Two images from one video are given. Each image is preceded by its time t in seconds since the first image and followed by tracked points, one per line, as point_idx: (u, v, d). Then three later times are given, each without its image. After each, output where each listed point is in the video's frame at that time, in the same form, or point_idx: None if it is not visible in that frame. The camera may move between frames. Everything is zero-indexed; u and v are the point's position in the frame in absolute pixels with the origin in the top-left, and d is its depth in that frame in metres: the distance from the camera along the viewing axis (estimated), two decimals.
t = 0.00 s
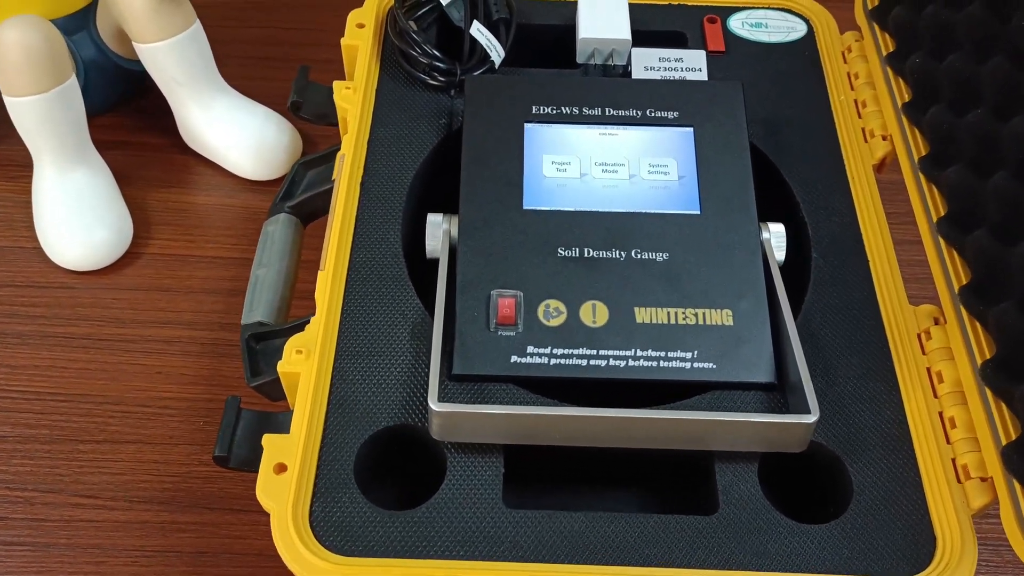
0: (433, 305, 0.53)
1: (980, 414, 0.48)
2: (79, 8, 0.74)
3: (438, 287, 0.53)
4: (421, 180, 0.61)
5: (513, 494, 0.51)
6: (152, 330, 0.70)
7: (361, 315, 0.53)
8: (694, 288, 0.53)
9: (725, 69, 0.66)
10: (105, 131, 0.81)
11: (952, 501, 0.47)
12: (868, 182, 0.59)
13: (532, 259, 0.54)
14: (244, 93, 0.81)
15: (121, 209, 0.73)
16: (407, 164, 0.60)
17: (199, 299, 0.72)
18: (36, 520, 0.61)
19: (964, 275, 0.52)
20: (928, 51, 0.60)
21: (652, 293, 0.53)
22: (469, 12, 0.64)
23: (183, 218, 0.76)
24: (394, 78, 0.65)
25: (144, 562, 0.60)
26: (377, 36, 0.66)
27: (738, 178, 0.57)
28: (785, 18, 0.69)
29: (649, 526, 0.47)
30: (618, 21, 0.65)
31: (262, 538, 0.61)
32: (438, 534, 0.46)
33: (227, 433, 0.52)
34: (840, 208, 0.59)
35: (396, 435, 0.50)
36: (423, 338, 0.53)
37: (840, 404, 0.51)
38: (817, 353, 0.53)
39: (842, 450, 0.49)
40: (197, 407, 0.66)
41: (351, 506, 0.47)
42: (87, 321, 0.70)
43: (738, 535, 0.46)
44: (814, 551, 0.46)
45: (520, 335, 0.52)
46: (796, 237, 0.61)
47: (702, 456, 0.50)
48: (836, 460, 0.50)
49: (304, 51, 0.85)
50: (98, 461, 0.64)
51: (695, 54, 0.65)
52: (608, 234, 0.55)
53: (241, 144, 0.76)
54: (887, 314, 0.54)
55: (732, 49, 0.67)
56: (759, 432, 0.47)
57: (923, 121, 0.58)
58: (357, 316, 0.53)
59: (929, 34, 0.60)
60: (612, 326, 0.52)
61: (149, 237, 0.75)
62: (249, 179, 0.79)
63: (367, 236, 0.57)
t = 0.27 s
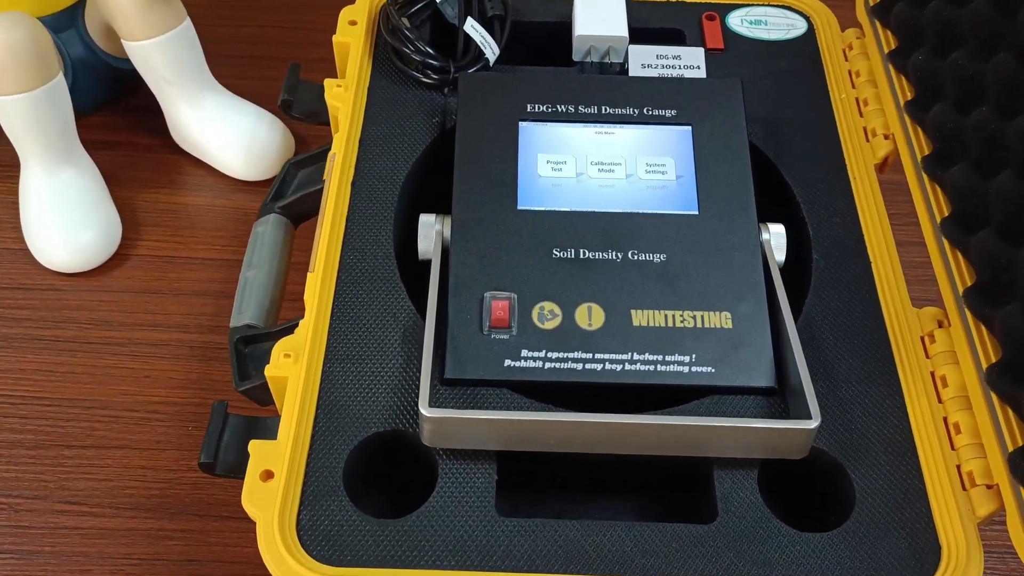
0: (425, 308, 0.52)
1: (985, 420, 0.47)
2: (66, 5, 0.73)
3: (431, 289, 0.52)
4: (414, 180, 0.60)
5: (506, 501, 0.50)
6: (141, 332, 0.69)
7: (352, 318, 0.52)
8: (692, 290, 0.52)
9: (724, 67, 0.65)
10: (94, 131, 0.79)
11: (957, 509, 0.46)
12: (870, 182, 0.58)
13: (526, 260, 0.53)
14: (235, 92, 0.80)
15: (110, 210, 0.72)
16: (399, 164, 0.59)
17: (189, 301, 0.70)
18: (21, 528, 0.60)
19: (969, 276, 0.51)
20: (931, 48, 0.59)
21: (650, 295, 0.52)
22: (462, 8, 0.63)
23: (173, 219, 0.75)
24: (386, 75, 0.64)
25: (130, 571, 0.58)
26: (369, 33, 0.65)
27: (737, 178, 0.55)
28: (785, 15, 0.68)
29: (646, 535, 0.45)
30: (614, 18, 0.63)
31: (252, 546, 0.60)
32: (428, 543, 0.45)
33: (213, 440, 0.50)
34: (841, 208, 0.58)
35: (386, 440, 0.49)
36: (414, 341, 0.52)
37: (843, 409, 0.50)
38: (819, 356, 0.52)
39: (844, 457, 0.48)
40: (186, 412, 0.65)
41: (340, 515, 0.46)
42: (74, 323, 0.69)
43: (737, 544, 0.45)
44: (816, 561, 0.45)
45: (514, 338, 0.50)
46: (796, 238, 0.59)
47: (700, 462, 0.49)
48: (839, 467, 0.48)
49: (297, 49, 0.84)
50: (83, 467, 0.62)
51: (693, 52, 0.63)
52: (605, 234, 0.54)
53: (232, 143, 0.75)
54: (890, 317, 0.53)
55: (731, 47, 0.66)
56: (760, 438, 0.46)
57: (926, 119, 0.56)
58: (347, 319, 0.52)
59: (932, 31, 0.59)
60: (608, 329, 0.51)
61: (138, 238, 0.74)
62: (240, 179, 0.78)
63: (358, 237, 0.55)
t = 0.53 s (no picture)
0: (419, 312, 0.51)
1: (992, 427, 0.45)
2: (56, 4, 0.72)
3: (424, 292, 0.51)
4: (408, 181, 0.59)
5: (501, 510, 0.48)
6: (130, 336, 0.67)
7: (343, 323, 0.51)
8: (691, 293, 0.51)
9: (724, 66, 0.64)
10: (85, 131, 0.78)
11: (963, 519, 0.45)
12: (873, 183, 0.57)
13: (522, 263, 0.52)
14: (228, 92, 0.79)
15: (100, 212, 0.71)
16: (393, 164, 0.58)
17: (180, 304, 0.69)
18: (7, 535, 0.58)
19: (974, 279, 0.49)
20: (935, 47, 0.57)
21: (648, 299, 0.51)
22: (458, 6, 0.61)
23: (165, 220, 0.74)
24: (380, 74, 0.62)
25: None
26: (363, 32, 0.64)
27: (737, 179, 0.54)
28: (786, 13, 0.67)
29: (644, 547, 0.44)
30: (612, 16, 0.62)
31: (242, 554, 0.58)
32: (421, 554, 0.44)
33: (201, 446, 0.49)
34: (844, 210, 0.56)
35: (378, 448, 0.48)
36: (407, 346, 0.50)
37: (846, 416, 0.49)
38: (821, 361, 0.50)
39: (847, 465, 0.47)
40: (176, 417, 0.64)
41: (330, 524, 0.44)
42: (63, 327, 0.68)
43: (738, 555, 0.44)
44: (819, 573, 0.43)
45: (509, 343, 0.49)
46: (798, 240, 0.58)
47: (700, 470, 0.48)
48: (842, 475, 0.47)
49: (291, 49, 0.83)
50: (71, 473, 0.61)
51: (693, 50, 0.62)
52: (602, 237, 0.53)
53: (224, 144, 0.74)
54: (894, 322, 0.52)
55: (731, 46, 0.65)
56: (761, 446, 0.45)
57: (931, 119, 0.55)
58: (338, 323, 0.51)
59: (936, 30, 0.58)
60: (606, 334, 0.50)
61: (129, 240, 0.72)
62: (232, 181, 0.76)
63: (350, 239, 0.54)
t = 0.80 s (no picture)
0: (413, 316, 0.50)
1: (1000, 434, 0.44)
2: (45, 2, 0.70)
3: (418, 296, 0.50)
4: (402, 182, 0.58)
5: (497, 520, 0.47)
6: (121, 340, 0.66)
7: (335, 327, 0.50)
8: (692, 297, 0.50)
9: (725, 65, 0.63)
10: (76, 132, 0.77)
11: (971, 529, 0.43)
12: (878, 184, 0.56)
13: (519, 266, 0.50)
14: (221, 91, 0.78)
15: (90, 213, 0.70)
16: (387, 165, 0.56)
17: (172, 307, 0.68)
18: None
19: (981, 283, 0.48)
20: (941, 45, 0.56)
21: (647, 303, 0.49)
22: (454, 3, 0.60)
23: (156, 222, 0.73)
24: (374, 73, 0.61)
25: None
26: (357, 30, 0.62)
27: (739, 181, 0.53)
28: (788, 12, 0.66)
29: (644, 558, 0.43)
30: (611, 14, 0.61)
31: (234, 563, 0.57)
32: (414, 564, 0.43)
33: (190, 453, 0.48)
34: (848, 212, 0.55)
35: (371, 455, 0.47)
36: (401, 351, 0.49)
37: (850, 423, 0.47)
38: (824, 367, 0.49)
39: (852, 473, 0.46)
40: (166, 423, 0.63)
41: (320, 535, 0.43)
42: (53, 331, 0.66)
43: (741, 566, 0.43)
44: None
45: (505, 348, 0.48)
46: (801, 242, 0.57)
47: (701, 479, 0.47)
48: (846, 484, 0.46)
49: (285, 48, 0.81)
50: (60, 480, 0.60)
51: (693, 49, 0.61)
52: (600, 239, 0.51)
53: (217, 144, 0.73)
54: (899, 326, 0.50)
55: (732, 44, 0.64)
56: (764, 454, 0.44)
57: (936, 119, 0.54)
58: (330, 327, 0.50)
59: (941, 28, 0.56)
60: (605, 339, 0.48)
61: (120, 242, 0.71)
62: (225, 182, 0.75)
63: (343, 242, 0.53)
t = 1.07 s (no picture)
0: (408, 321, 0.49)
1: (1010, 443, 0.43)
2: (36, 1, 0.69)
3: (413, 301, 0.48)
4: (397, 184, 0.57)
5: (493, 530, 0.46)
6: (112, 344, 0.65)
7: (328, 333, 0.49)
8: (693, 302, 0.49)
9: (726, 65, 0.61)
10: (68, 132, 0.76)
11: (979, 540, 0.42)
12: (882, 186, 0.55)
13: (516, 270, 0.49)
14: (215, 91, 0.76)
15: (82, 216, 0.69)
16: (382, 167, 0.55)
17: (164, 311, 0.67)
18: None
19: (989, 289, 0.47)
20: (947, 44, 0.55)
21: (648, 308, 0.48)
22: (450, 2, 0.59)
23: (149, 224, 0.72)
24: (370, 73, 0.60)
25: None
26: (352, 29, 0.61)
27: (741, 183, 0.52)
28: (791, 10, 0.65)
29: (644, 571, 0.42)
30: (611, 13, 0.60)
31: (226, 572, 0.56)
32: None
33: (180, 461, 0.47)
34: (852, 215, 0.54)
35: (365, 464, 0.46)
36: (396, 357, 0.48)
37: (856, 431, 0.46)
38: (829, 373, 0.48)
39: (857, 482, 0.45)
40: (158, 429, 0.62)
41: (313, 546, 0.42)
42: (42, 335, 0.65)
43: None
44: None
45: (503, 354, 0.47)
46: (804, 245, 0.56)
47: (702, 488, 0.45)
48: (851, 494, 0.45)
49: (280, 47, 0.80)
50: (48, 488, 0.59)
51: (694, 48, 0.60)
52: (600, 243, 0.50)
53: (210, 145, 0.72)
54: (905, 332, 0.49)
55: (734, 44, 0.63)
56: (767, 464, 0.42)
57: (942, 119, 0.53)
58: (324, 333, 0.49)
59: (947, 27, 0.55)
60: (604, 345, 0.47)
61: (112, 245, 0.70)
62: (219, 183, 0.74)
63: (337, 245, 0.52)
